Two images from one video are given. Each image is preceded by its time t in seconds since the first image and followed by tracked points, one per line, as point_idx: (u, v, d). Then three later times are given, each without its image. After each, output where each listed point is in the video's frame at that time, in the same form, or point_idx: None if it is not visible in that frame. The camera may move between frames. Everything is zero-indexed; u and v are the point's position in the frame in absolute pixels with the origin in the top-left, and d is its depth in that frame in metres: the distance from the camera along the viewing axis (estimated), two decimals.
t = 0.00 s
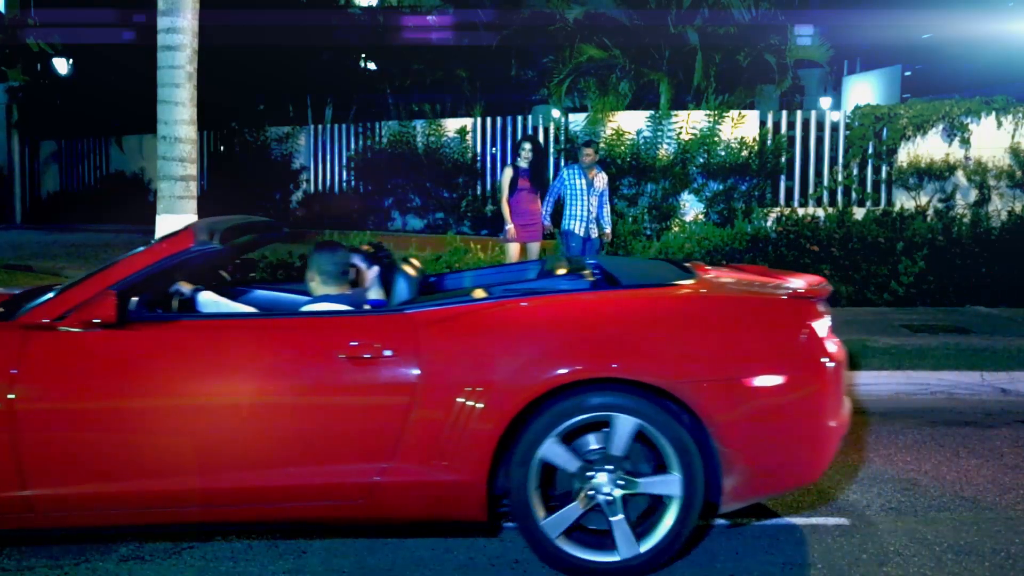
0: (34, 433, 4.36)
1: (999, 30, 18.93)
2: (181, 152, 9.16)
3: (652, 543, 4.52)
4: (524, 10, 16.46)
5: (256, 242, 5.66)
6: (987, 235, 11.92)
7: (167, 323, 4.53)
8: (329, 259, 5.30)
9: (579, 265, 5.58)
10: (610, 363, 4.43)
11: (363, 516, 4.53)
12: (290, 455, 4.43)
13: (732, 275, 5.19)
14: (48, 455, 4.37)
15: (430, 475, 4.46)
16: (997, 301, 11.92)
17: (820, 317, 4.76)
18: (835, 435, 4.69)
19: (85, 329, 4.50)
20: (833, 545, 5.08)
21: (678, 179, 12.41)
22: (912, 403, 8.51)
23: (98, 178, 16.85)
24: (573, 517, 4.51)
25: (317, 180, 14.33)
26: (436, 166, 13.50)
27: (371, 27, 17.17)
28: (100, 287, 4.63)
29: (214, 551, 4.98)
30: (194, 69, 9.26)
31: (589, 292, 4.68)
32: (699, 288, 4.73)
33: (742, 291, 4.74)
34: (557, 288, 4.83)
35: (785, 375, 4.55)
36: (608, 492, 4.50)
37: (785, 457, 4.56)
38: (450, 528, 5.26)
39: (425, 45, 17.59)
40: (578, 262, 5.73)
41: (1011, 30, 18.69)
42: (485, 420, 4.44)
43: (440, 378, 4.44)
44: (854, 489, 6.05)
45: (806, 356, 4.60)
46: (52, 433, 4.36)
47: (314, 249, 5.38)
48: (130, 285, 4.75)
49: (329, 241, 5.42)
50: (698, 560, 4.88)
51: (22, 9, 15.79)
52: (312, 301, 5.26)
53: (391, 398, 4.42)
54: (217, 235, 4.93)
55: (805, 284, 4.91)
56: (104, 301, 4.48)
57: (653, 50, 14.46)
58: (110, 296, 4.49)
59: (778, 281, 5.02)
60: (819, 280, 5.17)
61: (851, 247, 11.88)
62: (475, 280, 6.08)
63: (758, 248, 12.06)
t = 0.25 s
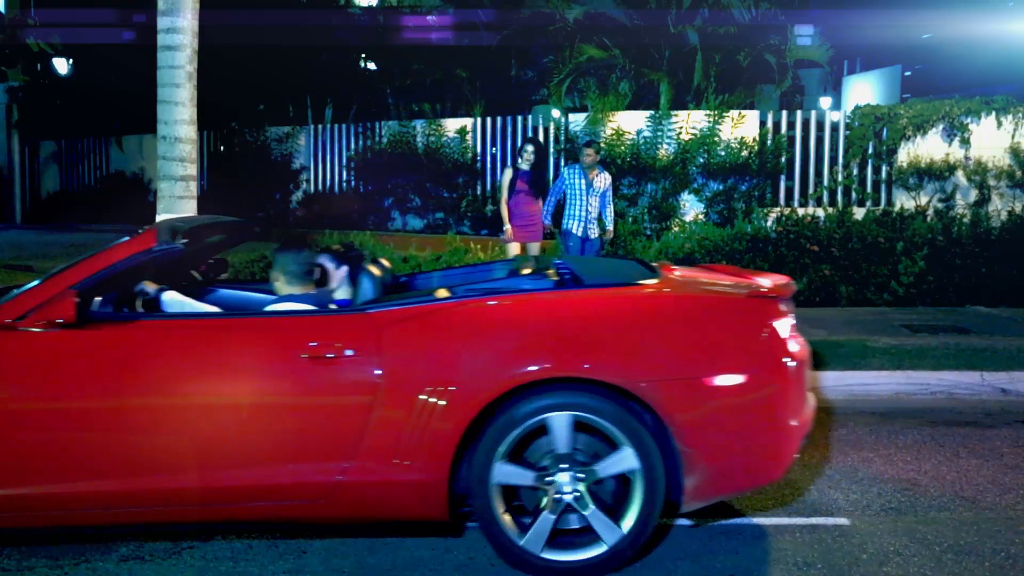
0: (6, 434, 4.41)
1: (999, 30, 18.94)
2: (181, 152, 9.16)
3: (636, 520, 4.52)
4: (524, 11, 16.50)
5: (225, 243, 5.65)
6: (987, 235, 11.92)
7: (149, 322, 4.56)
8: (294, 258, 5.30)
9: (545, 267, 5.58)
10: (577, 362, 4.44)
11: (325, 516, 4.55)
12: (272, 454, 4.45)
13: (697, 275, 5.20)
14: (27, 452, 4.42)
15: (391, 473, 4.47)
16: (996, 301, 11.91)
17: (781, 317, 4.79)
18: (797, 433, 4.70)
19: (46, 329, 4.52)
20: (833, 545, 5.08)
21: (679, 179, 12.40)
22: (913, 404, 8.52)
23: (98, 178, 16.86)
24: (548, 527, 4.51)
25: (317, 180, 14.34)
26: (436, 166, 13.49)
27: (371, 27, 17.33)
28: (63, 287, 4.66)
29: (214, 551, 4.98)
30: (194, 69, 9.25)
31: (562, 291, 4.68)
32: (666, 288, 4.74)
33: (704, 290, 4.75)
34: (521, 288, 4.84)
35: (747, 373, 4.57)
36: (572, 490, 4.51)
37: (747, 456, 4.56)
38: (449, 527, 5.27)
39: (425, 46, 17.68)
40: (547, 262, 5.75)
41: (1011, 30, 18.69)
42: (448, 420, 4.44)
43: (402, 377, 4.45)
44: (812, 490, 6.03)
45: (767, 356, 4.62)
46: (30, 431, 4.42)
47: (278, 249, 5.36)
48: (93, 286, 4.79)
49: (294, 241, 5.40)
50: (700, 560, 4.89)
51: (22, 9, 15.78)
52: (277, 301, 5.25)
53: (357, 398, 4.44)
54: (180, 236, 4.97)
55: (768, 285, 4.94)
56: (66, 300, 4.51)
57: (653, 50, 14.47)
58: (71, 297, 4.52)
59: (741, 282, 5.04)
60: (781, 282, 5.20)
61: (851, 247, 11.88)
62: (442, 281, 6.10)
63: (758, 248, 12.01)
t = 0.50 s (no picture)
0: None
1: (999, 30, 18.94)
2: (181, 152, 9.15)
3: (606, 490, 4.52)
4: (524, 11, 16.52)
5: (195, 241, 5.73)
6: (987, 235, 11.93)
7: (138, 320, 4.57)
8: (257, 258, 5.28)
9: (512, 267, 5.60)
10: (539, 362, 4.45)
11: (285, 517, 4.56)
12: (274, 452, 4.46)
13: (662, 275, 5.21)
14: (22, 451, 4.42)
15: (352, 474, 4.48)
16: (996, 301, 11.91)
17: (742, 316, 4.80)
18: (759, 433, 4.73)
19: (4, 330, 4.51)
20: (832, 544, 5.08)
21: (678, 179, 12.39)
22: (913, 404, 8.52)
23: (98, 178, 16.87)
24: (527, 530, 4.50)
25: (317, 180, 14.34)
26: (436, 166, 13.49)
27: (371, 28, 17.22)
28: (22, 286, 4.66)
29: (214, 551, 4.97)
30: (194, 69, 9.24)
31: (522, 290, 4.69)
32: (626, 287, 4.75)
33: (669, 290, 4.76)
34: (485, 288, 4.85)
35: (706, 373, 4.59)
36: (535, 488, 4.52)
37: (706, 456, 4.59)
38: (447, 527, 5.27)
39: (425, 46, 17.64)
40: (514, 262, 5.77)
41: (1011, 30, 18.67)
42: (405, 421, 4.45)
43: (363, 377, 4.46)
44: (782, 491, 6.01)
45: (730, 356, 4.64)
46: (24, 431, 4.42)
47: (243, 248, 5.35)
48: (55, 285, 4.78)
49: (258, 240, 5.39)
50: (698, 560, 4.90)
51: (22, 8, 15.76)
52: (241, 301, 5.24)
53: (318, 398, 4.46)
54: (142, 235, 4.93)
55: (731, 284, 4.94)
56: (25, 301, 4.52)
57: (653, 50, 14.48)
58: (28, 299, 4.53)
59: (704, 281, 5.05)
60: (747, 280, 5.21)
61: (851, 247, 11.88)
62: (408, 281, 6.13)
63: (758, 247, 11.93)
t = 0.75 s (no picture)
0: None
1: (999, 30, 18.95)
2: (181, 152, 9.15)
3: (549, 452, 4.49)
4: (524, 11, 16.53)
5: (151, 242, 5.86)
6: (987, 235, 11.94)
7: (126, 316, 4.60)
8: (211, 259, 5.40)
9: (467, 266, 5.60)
10: (492, 362, 4.45)
11: (239, 516, 4.57)
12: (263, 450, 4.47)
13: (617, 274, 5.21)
14: (25, 449, 4.46)
15: (302, 473, 4.48)
16: (997, 301, 11.92)
17: (695, 316, 4.81)
18: (710, 432, 4.74)
19: None
20: (833, 545, 5.08)
21: (678, 179, 12.39)
22: (914, 404, 8.51)
23: (98, 178, 16.88)
24: (497, 524, 4.52)
25: (316, 180, 14.32)
26: (436, 166, 13.48)
27: (371, 27, 17.41)
28: None
29: (214, 551, 4.97)
30: (194, 69, 9.24)
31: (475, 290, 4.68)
32: (579, 286, 4.74)
33: (622, 289, 4.77)
34: (440, 287, 4.84)
35: (658, 373, 4.59)
36: (483, 490, 4.53)
37: (658, 455, 4.59)
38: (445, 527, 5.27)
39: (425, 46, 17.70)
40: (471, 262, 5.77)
41: (1011, 30, 18.66)
42: (355, 425, 4.46)
43: (315, 376, 4.45)
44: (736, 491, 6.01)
45: (681, 356, 4.64)
46: (26, 429, 4.46)
47: (198, 248, 5.47)
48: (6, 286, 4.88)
49: (214, 240, 5.50)
50: (697, 559, 4.90)
51: (22, 8, 15.75)
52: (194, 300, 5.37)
53: (271, 397, 4.46)
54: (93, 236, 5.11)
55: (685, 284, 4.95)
56: None
57: (653, 50, 14.49)
58: None
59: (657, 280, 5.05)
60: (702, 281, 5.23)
61: (851, 247, 11.88)
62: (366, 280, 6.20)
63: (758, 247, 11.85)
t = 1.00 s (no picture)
0: None
1: (999, 30, 18.94)
2: (181, 152, 9.14)
3: (483, 425, 4.48)
4: (524, 11, 16.55)
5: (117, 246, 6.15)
6: (987, 235, 11.94)
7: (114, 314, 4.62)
8: (173, 258, 5.44)
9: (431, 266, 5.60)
10: (455, 362, 4.45)
11: (202, 516, 4.56)
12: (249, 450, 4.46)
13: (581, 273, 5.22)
14: (25, 446, 4.46)
15: (262, 473, 4.48)
16: (997, 301, 11.91)
17: (657, 316, 4.82)
18: (671, 432, 4.75)
19: None
20: (833, 545, 5.08)
21: (678, 179, 12.38)
22: (914, 403, 8.51)
23: (98, 178, 16.88)
24: (469, 515, 4.53)
25: (316, 180, 14.31)
26: (436, 166, 13.50)
27: (371, 28, 17.41)
28: None
29: (214, 551, 4.97)
30: (194, 69, 9.24)
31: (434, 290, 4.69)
32: (539, 286, 4.75)
33: (582, 288, 4.78)
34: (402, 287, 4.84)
35: (618, 373, 4.60)
36: (444, 489, 4.53)
37: (618, 455, 4.60)
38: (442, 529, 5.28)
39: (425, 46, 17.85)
40: (437, 261, 5.77)
41: (1011, 30, 18.65)
42: (314, 425, 4.46)
43: (275, 376, 4.46)
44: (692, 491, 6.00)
45: (640, 356, 4.65)
46: (13, 427, 4.47)
47: (162, 247, 5.51)
48: None
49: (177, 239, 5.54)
50: (696, 559, 4.90)
51: (22, 8, 15.75)
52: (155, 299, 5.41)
53: (231, 397, 4.46)
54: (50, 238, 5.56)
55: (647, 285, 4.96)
56: None
57: (652, 49, 14.49)
58: None
59: (619, 280, 5.06)
60: (666, 282, 5.24)
61: (851, 247, 11.87)
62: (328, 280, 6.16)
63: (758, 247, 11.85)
